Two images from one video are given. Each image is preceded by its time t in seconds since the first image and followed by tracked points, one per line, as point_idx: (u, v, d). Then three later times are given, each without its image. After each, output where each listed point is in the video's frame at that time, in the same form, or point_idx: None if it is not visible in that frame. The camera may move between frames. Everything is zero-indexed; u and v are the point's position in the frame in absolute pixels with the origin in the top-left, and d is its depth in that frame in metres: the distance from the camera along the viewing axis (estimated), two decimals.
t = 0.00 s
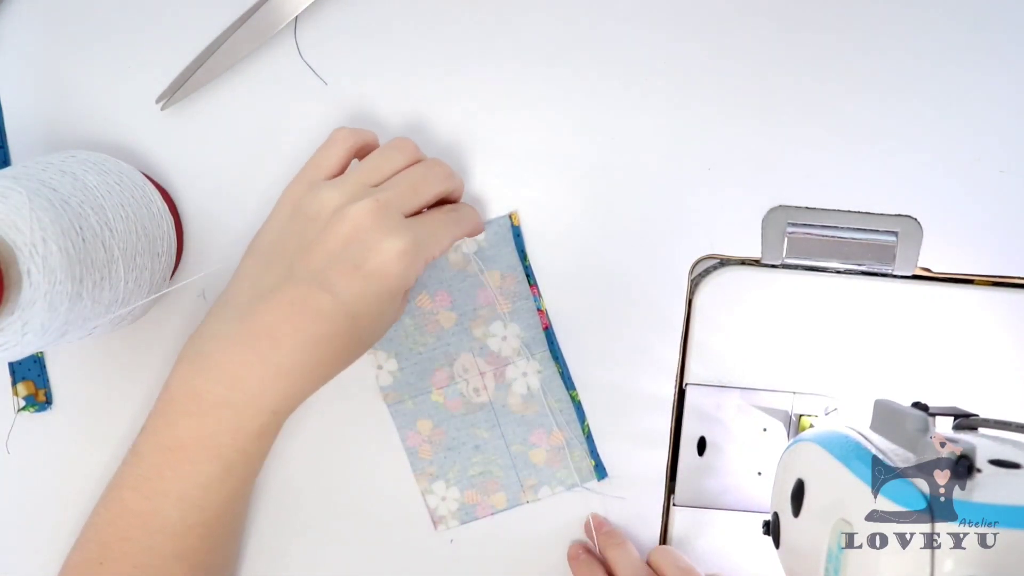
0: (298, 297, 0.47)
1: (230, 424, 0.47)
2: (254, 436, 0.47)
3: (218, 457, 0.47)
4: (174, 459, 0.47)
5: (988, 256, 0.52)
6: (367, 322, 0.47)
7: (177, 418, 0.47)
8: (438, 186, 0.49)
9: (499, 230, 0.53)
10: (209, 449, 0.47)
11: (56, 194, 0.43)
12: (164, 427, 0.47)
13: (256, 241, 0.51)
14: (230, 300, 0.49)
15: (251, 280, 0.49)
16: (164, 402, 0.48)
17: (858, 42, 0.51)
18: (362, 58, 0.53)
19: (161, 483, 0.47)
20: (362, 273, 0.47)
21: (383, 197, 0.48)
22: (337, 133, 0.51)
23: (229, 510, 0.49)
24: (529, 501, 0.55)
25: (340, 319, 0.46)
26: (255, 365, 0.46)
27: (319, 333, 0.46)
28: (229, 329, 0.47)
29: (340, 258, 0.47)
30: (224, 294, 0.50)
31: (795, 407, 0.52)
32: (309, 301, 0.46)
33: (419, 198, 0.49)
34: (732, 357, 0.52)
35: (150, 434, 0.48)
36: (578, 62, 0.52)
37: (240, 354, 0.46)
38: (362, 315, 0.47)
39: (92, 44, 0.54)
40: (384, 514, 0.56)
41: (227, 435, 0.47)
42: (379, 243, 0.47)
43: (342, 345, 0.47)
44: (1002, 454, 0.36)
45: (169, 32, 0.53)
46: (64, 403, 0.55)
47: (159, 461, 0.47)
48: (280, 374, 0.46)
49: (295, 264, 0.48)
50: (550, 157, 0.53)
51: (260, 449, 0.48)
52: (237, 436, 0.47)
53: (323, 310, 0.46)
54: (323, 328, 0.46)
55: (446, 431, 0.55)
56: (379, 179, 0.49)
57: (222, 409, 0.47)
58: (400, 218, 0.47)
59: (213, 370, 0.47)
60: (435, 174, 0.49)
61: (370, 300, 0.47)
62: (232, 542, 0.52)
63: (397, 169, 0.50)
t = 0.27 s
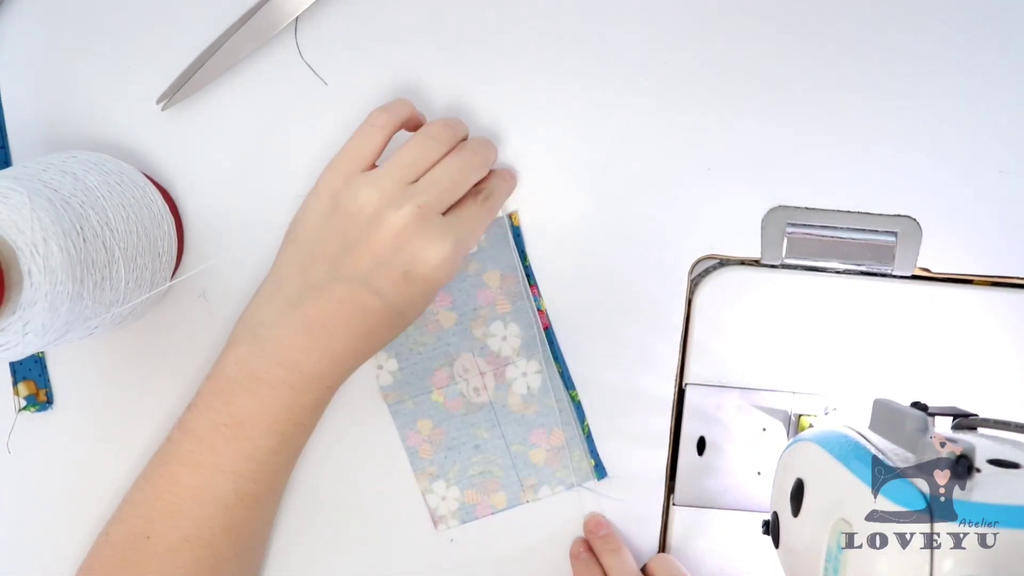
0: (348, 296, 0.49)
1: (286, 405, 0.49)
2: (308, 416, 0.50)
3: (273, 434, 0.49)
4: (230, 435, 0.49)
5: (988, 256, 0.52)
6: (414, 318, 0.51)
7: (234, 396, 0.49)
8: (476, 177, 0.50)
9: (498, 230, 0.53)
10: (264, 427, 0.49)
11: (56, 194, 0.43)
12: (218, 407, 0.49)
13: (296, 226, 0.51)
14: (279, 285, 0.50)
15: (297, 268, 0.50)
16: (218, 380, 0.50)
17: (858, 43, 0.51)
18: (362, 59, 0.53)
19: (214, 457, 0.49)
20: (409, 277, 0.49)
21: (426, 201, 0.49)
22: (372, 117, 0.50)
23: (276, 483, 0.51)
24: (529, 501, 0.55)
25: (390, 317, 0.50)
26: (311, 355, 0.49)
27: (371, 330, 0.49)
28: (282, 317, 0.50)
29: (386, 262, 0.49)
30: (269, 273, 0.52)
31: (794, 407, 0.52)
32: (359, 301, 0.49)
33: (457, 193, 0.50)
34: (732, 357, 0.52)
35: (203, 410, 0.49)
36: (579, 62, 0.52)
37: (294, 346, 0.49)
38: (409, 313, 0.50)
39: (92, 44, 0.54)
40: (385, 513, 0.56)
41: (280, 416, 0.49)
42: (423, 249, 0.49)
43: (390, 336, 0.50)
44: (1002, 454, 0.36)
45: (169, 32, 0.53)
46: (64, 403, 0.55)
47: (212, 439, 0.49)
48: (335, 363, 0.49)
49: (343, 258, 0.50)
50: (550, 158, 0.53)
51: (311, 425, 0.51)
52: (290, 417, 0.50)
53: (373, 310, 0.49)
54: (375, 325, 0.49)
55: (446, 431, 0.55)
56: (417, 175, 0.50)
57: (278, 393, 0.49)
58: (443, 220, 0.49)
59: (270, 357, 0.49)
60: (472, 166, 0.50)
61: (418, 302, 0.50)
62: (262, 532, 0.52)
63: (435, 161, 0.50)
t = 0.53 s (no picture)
0: (312, 295, 0.50)
1: (251, 405, 0.50)
2: (273, 417, 0.51)
3: (241, 435, 0.50)
4: (200, 435, 0.50)
5: (989, 256, 0.52)
6: (377, 318, 0.51)
7: (200, 398, 0.50)
8: (443, 177, 0.50)
9: (499, 230, 0.54)
10: (232, 428, 0.50)
11: (57, 194, 0.43)
12: (184, 407, 0.50)
13: (265, 228, 0.52)
14: (247, 287, 0.51)
15: (263, 270, 0.51)
16: (187, 382, 0.51)
17: (859, 43, 0.51)
18: (363, 59, 0.53)
19: (181, 458, 0.50)
20: (372, 276, 0.50)
21: (389, 200, 0.50)
22: (334, 119, 0.51)
23: (249, 487, 0.51)
24: (529, 501, 0.55)
25: (352, 318, 0.50)
26: (274, 354, 0.50)
27: (333, 329, 0.50)
28: (247, 317, 0.50)
29: (349, 261, 0.50)
30: (239, 276, 0.53)
31: (794, 407, 0.52)
32: (321, 300, 0.50)
33: (424, 194, 0.50)
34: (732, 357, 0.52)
35: (172, 411, 0.51)
36: (579, 63, 0.52)
37: (259, 345, 0.50)
38: (372, 313, 0.51)
39: (91, 45, 0.54)
40: (385, 514, 0.56)
41: (247, 416, 0.50)
42: (387, 249, 0.49)
43: (354, 337, 0.51)
44: (1002, 454, 0.36)
45: (170, 32, 0.53)
46: (64, 403, 0.55)
47: (181, 438, 0.50)
48: (299, 363, 0.50)
49: (308, 259, 0.51)
50: (550, 158, 0.53)
51: (280, 428, 0.51)
52: (257, 417, 0.50)
53: (336, 309, 0.50)
54: (337, 324, 0.50)
55: (446, 431, 0.55)
56: (384, 174, 0.50)
57: (243, 394, 0.50)
58: (409, 220, 0.50)
59: (235, 357, 0.50)
60: (441, 166, 0.50)
61: (380, 301, 0.50)
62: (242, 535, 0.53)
63: (402, 161, 0.50)
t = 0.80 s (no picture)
0: (307, 309, 0.50)
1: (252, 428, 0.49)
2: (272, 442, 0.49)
3: (239, 460, 0.49)
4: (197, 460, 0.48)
5: (989, 256, 0.52)
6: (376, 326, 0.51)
7: (196, 425, 0.49)
8: (437, 177, 0.50)
9: (499, 231, 0.54)
10: (230, 455, 0.48)
11: (57, 194, 0.43)
12: (180, 433, 0.49)
13: (260, 252, 0.52)
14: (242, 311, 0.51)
15: (258, 291, 0.51)
16: (183, 410, 0.50)
17: (859, 43, 0.51)
18: (363, 59, 0.53)
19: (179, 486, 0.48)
20: (369, 283, 0.50)
21: (380, 205, 0.50)
22: (324, 137, 0.52)
23: (250, 510, 0.50)
24: (529, 501, 0.55)
25: (351, 327, 0.50)
26: (273, 374, 0.49)
27: (332, 342, 0.50)
28: (243, 338, 0.50)
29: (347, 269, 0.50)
30: (236, 299, 0.52)
31: (794, 407, 0.52)
32: (317, 313, 0.50)
33: (416, 196, 0.50)
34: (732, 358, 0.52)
35: (168, 437, 0.49)
36: (579, 63, 0.52)
37: (255, 366, 0.49)
38: (369, 320, 0.51)
39: (91, 45, 0.54)
40: (386, 513, 0.56)
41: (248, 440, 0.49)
42: (381, 253, 0.50)
43: (354, 348, 0.50)
44: (1002, 454, 0.36)
45: (170, 32, 0.53)
46: (64, 403, 0.55)
47: (177, 465, 0.48)
48: (298, 381, 0.49)
49: (305, 274, 0.51)
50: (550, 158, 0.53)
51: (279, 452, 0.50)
52: (257, 440, 0.49)
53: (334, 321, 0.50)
54: (335, 337, 0.50)
55: (446, 431, 0.55)
56: (372, 182, 0.50)
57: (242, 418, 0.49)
58: (402, 223, 0.50)
59: (232, 381, 0.49)
60: (431, 167, 0.50)
61: (377, 307, 0.51)
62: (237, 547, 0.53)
63: (390, 168, 0.50)
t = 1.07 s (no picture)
0: (254, 340, 0.50)
1: (214, 467, 0.49)
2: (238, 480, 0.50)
3: (206, 503, 0.49)
4: (163, 508, 0.49)
5: (990, 256, 0.52)
6: (329, 344, 0.51)
7: (160, 472, 0.49)
8: (355, 185, 0.50)
9: (499, 230, 0.53)
10: (197, 499, 0.49)
11: (57, 194, 0.43)
12: (145, 480, 0.50)
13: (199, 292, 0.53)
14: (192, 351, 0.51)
15: (204, 331, 0.51)
16: (147, 460, 0.50)
17: (858, 43, 0.51)
18: (363, 59, 0.53)
19: (149, 531, 0.49)
20: (311, 301, 0.51)
21: (305, 224, 0.50)
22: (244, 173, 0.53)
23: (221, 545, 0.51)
24: (530, 501, 0.55)
25: (303, 350, 0.50)
26: (228, 410, 0.49)
27: (285, 369, 0.50)
28: (194, 379, 0.50)
29: (286, 292, 0.51)
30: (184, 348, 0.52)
31: (795, 407, 0.52)
32: (267, 341, 0.50)
33: (337, 206, 0.51)
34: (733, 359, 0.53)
35: (134, 486, 0.50)
36: (579, 63, 0.52)
37: (210, 407, 0.50)
38: (328, 339, 0.51)
39: (91, 45, 0.54)
40: (385, 513, 0.56)
41: (212, 483, 0.49)
42: (321, 267, 0.50)
43: (309, 370, 0.51)
44: (1002, 454, 0.36)
45: (170, 32, 0.53)
46: (63, 403, 0.56)
47: (146, 512, 0.49)
48: (256, 414, 0.49)
49: (247, 303, 0.51)
50: (550, 157, 0.53)
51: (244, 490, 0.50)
52: (221, 482, 0.49)
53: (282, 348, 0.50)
54: (287, 363, 0.50)
55: (446, 431, 0.55)
56: (294, 201, 0.51)
57: (204, 457, 0.49)
58: (329, 236, 0.51)
59: (189, 427, 0.50)
60: (344, 177, 0.50)
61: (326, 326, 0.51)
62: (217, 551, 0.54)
63: (304, 187, 0.51)
